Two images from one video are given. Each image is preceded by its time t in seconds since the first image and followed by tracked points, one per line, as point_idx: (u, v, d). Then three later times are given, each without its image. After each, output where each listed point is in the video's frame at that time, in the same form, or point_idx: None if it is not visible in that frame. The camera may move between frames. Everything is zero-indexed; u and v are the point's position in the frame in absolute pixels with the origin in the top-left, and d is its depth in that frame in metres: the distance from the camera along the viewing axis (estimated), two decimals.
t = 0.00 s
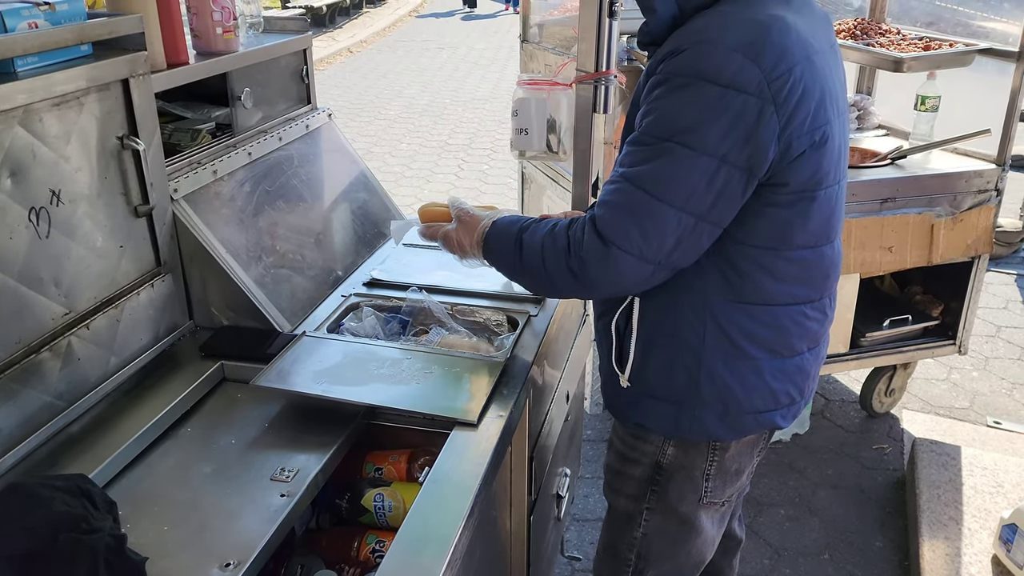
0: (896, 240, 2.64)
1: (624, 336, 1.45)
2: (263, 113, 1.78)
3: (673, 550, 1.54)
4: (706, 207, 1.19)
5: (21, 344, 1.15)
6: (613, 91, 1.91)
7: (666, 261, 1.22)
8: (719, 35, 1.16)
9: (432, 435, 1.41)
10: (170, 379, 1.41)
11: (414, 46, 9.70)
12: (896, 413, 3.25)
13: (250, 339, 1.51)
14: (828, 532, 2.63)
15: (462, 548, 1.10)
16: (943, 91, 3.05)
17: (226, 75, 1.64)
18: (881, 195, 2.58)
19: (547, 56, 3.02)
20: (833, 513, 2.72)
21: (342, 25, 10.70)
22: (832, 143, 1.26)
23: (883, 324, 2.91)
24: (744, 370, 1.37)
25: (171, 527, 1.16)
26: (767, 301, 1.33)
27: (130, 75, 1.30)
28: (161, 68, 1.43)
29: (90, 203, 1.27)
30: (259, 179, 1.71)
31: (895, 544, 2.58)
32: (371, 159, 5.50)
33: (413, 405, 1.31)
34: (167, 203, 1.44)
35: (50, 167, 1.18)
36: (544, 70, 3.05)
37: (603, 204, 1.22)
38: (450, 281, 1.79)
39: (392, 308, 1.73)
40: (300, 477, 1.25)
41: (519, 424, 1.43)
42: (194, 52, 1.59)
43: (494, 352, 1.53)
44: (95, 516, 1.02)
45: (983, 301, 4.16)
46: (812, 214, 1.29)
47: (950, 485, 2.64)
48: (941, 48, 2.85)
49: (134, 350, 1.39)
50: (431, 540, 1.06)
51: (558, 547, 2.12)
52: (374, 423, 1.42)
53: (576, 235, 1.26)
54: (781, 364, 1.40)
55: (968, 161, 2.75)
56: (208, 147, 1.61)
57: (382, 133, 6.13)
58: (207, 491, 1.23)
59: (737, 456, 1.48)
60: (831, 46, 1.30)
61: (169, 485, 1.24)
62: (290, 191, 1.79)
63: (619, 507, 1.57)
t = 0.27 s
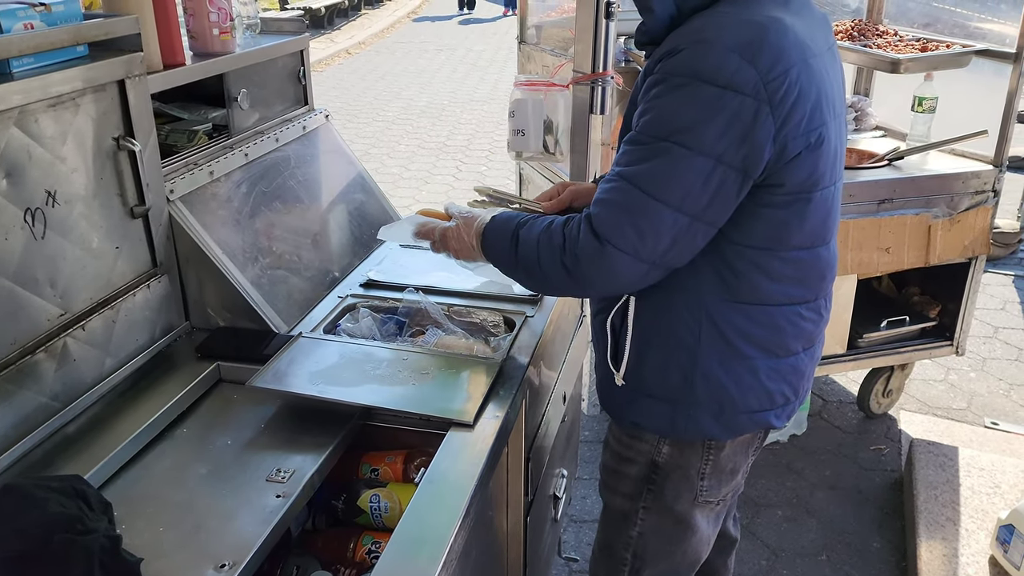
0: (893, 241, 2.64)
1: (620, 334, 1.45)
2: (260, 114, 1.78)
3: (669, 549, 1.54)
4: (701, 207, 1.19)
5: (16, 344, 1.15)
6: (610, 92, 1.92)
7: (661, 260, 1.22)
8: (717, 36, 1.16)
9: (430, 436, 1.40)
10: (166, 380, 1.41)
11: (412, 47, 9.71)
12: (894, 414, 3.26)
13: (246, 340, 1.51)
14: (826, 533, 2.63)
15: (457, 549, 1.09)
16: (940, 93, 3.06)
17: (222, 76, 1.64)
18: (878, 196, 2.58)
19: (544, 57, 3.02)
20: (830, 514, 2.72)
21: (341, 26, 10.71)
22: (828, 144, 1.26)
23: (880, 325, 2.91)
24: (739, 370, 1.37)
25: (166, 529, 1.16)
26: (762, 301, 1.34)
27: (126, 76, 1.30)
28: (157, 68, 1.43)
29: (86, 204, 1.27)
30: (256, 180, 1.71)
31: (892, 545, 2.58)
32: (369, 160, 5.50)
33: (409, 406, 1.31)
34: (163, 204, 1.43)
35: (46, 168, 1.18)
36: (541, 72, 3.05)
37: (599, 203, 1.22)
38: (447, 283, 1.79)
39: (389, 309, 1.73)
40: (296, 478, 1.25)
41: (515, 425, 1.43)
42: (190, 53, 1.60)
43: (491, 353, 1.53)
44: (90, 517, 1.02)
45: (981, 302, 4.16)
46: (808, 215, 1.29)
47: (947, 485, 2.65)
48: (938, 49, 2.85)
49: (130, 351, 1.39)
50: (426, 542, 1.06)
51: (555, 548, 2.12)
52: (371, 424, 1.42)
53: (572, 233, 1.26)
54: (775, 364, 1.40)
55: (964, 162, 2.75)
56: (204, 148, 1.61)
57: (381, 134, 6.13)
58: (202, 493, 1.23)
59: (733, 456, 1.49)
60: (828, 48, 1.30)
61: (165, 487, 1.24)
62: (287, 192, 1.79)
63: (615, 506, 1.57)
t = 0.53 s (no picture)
0: (890, 243, 2.65)
1: (616, 333, 1.45)
2: (256, 115, 1.78)
3: (663, 549, 1.54)
4: (699, 207, 1.19)
5: (10, 346, 1.15)
6: (605, 93, 1.91)
7: (659, 261, 1.22)
8: (716, 37, 1.17)
9: (425, 437, 1.40)
10: (161, 381, 1.41)
11: (410, 49, 9.71)
12: (891, 415, 3.26)
13: (242, 341, 1.51)
14: (823, 534, 2.64)
15: (451, 549, 1.09)
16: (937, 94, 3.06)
17: (218, 78, 1.64)
18: (875, 197, 2.59)
19: (541, 58, 3.02)
20: (827, 514, 2.73)
21: (339, 27, 10.71)
22: (826, 146, 1.26)
23: (877, 326, 2.92)
24: (734, 370, 1.38)
25: (161, 530, 1.16)
26: (758, 302, 1.34)
27: (121, 77, 1.30)
28: (152, 70, 1.43)
29: (81, 205, 1.27)
30: (251, 181, 1.71)
31: (889, 546, 2.58)
32: (367, 162, 5.50)
33: (405, 407, 1.31)
34: (159, 205, 1.43)
35: (40, 169, 1.18)
36: (538, 73, 3.05)
37: (598, 203, 1.22)
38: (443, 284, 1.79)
39: (384, 311, 1.73)
40: (290, 479, 1.25)
41: (511, 426, 1.43)
42: (186, 54, 1.60)
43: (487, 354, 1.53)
44: (85, 518, 1.02)
45: (978, 303, 4.17)
46: (804, 217, 1.29)
47: (944, 486, 2.65)
48: (935, 51, 2.86)
49: (125, 353, 1.39)
50: (420, 543, 1.06)
51: (551, 549, 2.12)
52: (366, 425, 1.42)
53: (570, 234, 1.26)
54: (770, 365, 1.40)
55: (961, 163, 2.75)
56: (200, 149, 1.61)
57: (379, 135, 6.13)
58: (198, 494, 1.23)
59: (727, 455, 1.49)
60: (826, 51, 1.31)
61: (160, 488, 1.24)
62: (283, 193, 1.79)
63: (609, 505, 1.57)
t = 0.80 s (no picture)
0: (886, 243, 2.65)
1: (612, 334, 1.45)
2: (252, 116, 1.78)
3: (659, 548, 1.54)
4: (699, 209, 1.19)
5: (5, 346, 1.15)
6: (602, 94, 1.92)
7: (659, 262, 1.22)
8: (715, 39, 1.17)
9: (420, 437, 1.40)
10: (156, 382, 1.41)
11: (409, 50, 9.72)
12: (888, 415, 3.26)
13: (237, 342, 1.51)
14: (819, 535, 2.64)
15: (445, 549, 1.10)
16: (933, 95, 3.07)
17: (214, 78, 1.64)
18: (871, 197, 2.59)
19: (538, 59, 3.03)
20: (824, 515, 2.73)
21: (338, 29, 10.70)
22: (823, 147, 1.27)
23: (874, 326, 2.92)
24: (730, 370, 1.38)
25: (155, 530, 1.16)
26: (754, 302, 1.34)
27: (116, 77, 1.30)
28: (148, 70, 1.43)
29: (75, 206, 1.27)
30: (247, 182, 1.71)
31: (886, 547, 2.58)
32: (365, 163, 5.50)
33: (401, 407, 1.31)
34: (154, 205, 1.44)
35: (35, 170, 1.18)
36: (535, 74, 3.05)
37: (597, 204, 1.22)
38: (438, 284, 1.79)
39: (380, 311, 1.73)
40: (285, 480, 1.25)
41: (506, 426, 1.44)
42: (182, 55, 1.60)
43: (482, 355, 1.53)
44: (79, 518, 1.02)
45: (975, 304, 4.18)
46: (801, 217, 1.30)
47: (941, 487, 2.65)
48: (931, 52, 2.86)
49: (120, 353, 1.39)
50: (415, 543, 1.06)
51: (548, 550, 2.12)
52: (362, 426, 1.42)
53: (569, 235, 1.26)
54: (765, 365, 1.41)
55: (957, 164, 2.76)
56: (196, 150, 1.61)
57: (377, 136, 6.13)
58: (193, 494, 1.23)
59: (722, 454, 1.49)
60: (821, 52, 1.31)
61: (154, 488, 1.24)
62: (279, 194, 1.79)
63: (606, 506, 1.57)
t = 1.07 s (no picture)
0: (885, 243, 2.66)
1: (608, 331, 1.45)
2: (250, 116, 1.78)
3: (655, 546, 1.54)
4: (694, 207, 1.20)
5: (5, 344, 1.16)
6: (600, 93, 1.92)
7: (654, 260, 1.23)
8: (711, 37, 1.17)
9: (420, 436, 1.40)
10: (155, 381, 1.41)
11: (408, 51, 9.72)
12: (887, 415, 3.26)
13: (235, 341, 1.51)
14: (818, 534, 2.64)
15: (444, 546, 1.10)
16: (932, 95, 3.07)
17: (212, 78, 1.64)
18: (870, 197, 2.59)
19: (537, 60, 3.03)
20: (823, 514, 2.73)
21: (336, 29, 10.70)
22: (817, 146, 1.27)
23: (872, 326, 2.93)
24: (725, 367, 1.38)
25: (154, 528, 1.16)
26: (748, 299, 1.34)
27: (115, 77, 1.31)
28: (146, 70, 1.43)
29: (74, 205, 1.27)
30: (246, 181, 1.71)
31: (884, 546, 2.58)
32: (364, 163, 5.50)
33: (399, 406, 1.31)
34: (153, 205, 1.44)
35: (34, 169, 1.18)
36: (534, 74, 3.06)
37: (593, 203, 1.22)
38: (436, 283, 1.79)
39: (379, 310, 1.73)
40: (283, 478, 1.25)
41: (504, 424, 1.44)
42: (181, 55, 1.60)
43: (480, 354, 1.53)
44: (78, 516, 1.02)
45: (973, 304, 4.18)
46: (796, 216, 1.30)
47: (939, 486, 2.66)
48: (929, 52, 2.87)
49: (119, 352, 1.39)
50: (412, 542, 1.06)
51: (547, 549, 2.12)
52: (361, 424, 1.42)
53: (564, 233, 1.26)
54: (760, 362, 1.41)
55: (955, 164, 2.76)
56: (195, 150, 1.61)
57: (376, 137, 6.13)
58: (191, 492, 1.23)
59: (717, 451, 1.49)
60: (816, 51, 1.32)
61: (153, 487, 1.24)
62: (278, 193, 1.79)
63: (602, 504, 1.57)
